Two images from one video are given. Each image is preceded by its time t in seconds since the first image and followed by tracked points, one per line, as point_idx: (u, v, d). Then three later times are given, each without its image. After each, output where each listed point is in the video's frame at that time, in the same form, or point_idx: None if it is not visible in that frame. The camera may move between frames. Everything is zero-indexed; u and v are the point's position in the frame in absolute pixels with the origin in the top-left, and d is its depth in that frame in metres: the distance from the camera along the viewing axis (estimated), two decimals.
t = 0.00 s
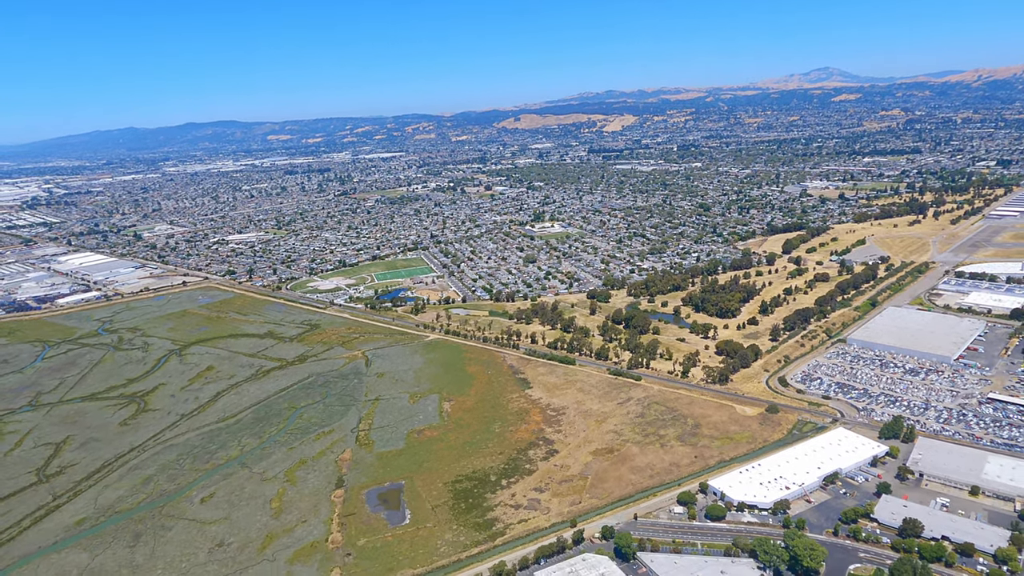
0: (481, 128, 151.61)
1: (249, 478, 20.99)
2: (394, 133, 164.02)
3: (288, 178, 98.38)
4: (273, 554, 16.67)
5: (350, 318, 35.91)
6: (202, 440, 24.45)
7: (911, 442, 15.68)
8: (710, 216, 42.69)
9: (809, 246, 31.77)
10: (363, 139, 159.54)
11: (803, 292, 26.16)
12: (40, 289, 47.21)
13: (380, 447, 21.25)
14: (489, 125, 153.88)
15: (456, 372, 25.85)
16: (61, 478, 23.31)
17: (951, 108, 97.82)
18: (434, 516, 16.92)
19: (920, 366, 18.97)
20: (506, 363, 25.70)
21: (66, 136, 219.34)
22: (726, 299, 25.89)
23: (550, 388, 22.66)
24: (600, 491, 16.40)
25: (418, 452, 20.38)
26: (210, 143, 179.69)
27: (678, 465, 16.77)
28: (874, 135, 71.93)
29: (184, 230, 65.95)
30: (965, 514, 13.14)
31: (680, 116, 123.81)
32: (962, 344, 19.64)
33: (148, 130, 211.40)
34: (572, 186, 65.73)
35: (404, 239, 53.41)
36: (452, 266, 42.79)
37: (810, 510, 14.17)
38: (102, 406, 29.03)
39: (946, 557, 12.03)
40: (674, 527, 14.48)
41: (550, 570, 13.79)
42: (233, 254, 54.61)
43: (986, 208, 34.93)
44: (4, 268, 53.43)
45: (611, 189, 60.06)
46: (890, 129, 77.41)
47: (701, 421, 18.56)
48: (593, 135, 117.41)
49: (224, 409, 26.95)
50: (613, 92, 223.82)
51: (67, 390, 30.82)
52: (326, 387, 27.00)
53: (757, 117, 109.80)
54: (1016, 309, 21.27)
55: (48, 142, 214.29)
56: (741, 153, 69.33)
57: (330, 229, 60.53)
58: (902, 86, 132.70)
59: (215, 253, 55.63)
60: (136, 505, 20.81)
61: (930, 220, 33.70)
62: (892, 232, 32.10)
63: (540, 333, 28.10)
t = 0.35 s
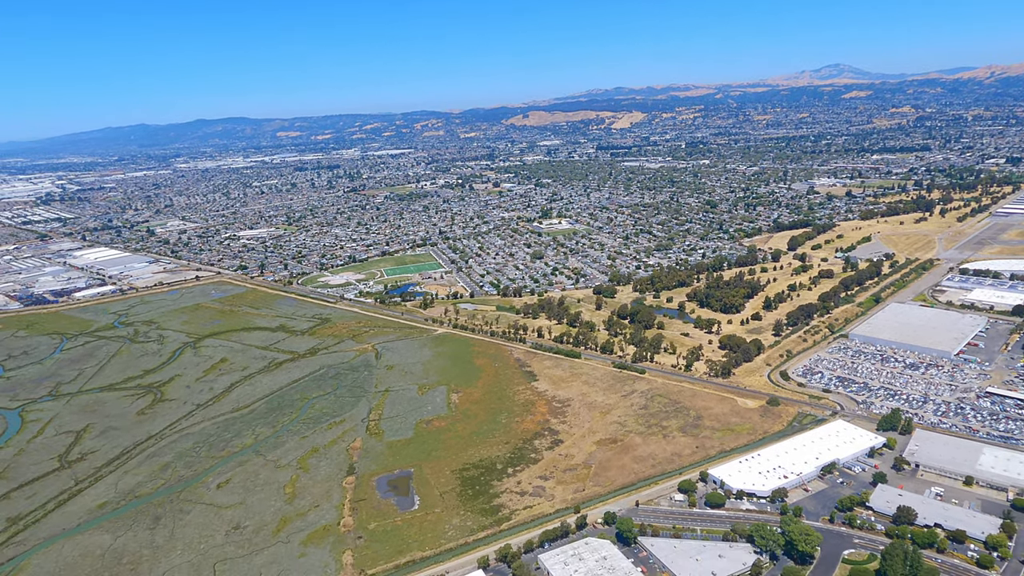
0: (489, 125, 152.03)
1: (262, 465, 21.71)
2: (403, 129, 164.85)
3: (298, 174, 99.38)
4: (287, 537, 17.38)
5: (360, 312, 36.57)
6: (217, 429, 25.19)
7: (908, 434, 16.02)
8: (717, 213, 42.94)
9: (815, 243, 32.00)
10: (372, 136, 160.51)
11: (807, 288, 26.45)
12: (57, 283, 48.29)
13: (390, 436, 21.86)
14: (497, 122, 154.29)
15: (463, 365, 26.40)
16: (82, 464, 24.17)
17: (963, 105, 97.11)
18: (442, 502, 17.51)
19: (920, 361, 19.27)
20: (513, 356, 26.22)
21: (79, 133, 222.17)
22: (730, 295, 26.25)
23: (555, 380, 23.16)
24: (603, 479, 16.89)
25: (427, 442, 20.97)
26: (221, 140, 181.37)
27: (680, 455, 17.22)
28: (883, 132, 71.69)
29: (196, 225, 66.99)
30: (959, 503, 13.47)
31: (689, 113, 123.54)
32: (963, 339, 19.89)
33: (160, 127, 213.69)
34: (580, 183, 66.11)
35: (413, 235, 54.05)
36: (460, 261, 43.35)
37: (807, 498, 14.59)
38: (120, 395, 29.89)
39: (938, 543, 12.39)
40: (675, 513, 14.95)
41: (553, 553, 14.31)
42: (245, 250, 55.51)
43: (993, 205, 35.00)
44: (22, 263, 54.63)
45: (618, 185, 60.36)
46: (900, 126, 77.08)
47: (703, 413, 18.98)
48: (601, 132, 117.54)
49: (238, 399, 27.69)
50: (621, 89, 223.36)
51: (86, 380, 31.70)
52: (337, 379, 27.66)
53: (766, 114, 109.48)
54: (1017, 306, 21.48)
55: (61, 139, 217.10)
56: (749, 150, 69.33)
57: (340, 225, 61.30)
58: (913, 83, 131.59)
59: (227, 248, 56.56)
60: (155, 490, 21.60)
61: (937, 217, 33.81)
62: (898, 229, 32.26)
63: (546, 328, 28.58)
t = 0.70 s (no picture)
0: (500, 122, 152.48)
1: (278, 452, 22.43)
2: (413, 127, 165.67)
3: (310, 171, 100.43)
4: (302, 521, 18.09)
5: (372, 306, 37.23)
6: (234, 418, 25.95)
7: (908, 427, 16.33)
8: (725, 210, 43.13)
9: (822, 241, 32.18)
10: (383, 133, 161.53)
11: (813, 285, 26.70)
12: (75, 277, 49.44)
13: (401, 426, 22.46)
14: (507, 119, 154.67)
15: (473, 358, 26.94)
16: (104, 450, 25.04)
17: (978, 102, 96.25)
18: (451, 489, 18.10)
19: (923, 357, 19.53)
20: (521, 350, 26.72)
21: (94, 130, 225.37)
22: (737, 291, 26.56)
23: (563, 374, 23.64)
24: (608, 468, 17.36)
25: (437, 432, 21.54)
26: (233, 137, 183.27)
27: (683, 446, 17.64)
28: (895, 130, 71.27)
29: (210, 221, 68.10)
30: (955, 494, 13.79)
31: (700, 110, 123.17)
32: (966, 336, 20.12)
33: (173, 124, 216.25)
34: (589, 180, 66.40)
35: (424, 231, 54.69)
36: (470, 257, 43.89)
37: (807, 488, 14.97)
38: (139, 386, 30.77)
39: (933, 531, 12.72)
40: (677, 501, 15.39)
41: (558, 537, 14.83)
42: (258, 245, 56.43)
43: (1003, 203, 34.97)
44: (41, 257, 55.89)
45: (627, 183, 60.57)
46: (913, 123, 76.58)
47: (707, 406, 19.38)
48: (611, 129, 117.58)
49: (253, 390, 28.44)
50: (632, 86, 222.79)
51: (106, 371, 32.64)
52: (349, 371, 28.31)
53: (778, 111, 109.01)
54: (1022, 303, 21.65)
55: (77, 136, 220.19)
56: (759, 148, 69.20)
57: (352, 221, 62.08)
58: (928, 80, 130.23)
59: (240, 244, 57.52)
60: (175, 476, 22.40)
61: (946, 215, 33.85)
62: (907, 227, 32.35)
63: (554, 322, 29.04)
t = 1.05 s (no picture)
0: (511, 120, 152.83)
1: (294, 441, 23.16)
2: (425, 124, 166.46)
3: (323, 168, 101.53)
4: (318, 506, 18.78)
5: (385, 301, 37.93)
6: (251, 408, 26.74)
7: (911, 421, 16.61)
8: (736, 208, 43.26)
9: (832, 238, 32.30)
10: (395, 131, 162.45)
11: (821, 282, 26.91)
12: (95, 272, 50.69)
13: (413, 417, 23.07)
14: (519, 117, 154.98)
15: (483, 352, 27.50)
16: (128, 438, 25.96)
17: (996, 100, 95.03)
18: (462, 477, 18.68)
19: (928, 353, 19.75)
20: (531, 344, 27.23)
21: (111, 127, 228.94)
22: (744, 288, 26.85)
23: (571, 368, 24.11)
24: (614, 459, 17.82)
25: (448, 422, 22.13)
26: (247, 134, 185.23)
27: (688, 438, 18.06)
28: (910, 128, 70.66)
29: (226, 217, 69.29)
30: (954, 485, 14.11)
31: (713, 108, 122.59)
32: (972, 333, 20.29)
33: (189, 122, 218.98)
34: (600, 178, 66.60)
35: (435, 228, 55.31)
36: (481, 254, 44.45)
37: (809, 479, 15.33)
38: (159, 377, 31.70)
39: (931, 521, 13.06)
40: (681, 491, 15.83)
41: (565, 523, 15.35)
42: (273, 242, 57.39)
43: (1015, 202, 34.84)
44: (63, 253, 57.30)
45: (638, 181, 60.77)
46: (928, 121, 75.93)
47: (713, 399, 19.75)
48: (623, 127, 117.51)
49: (270, 381, 29.23)
50: (644, 83, 221.91)
51: (127, 363, 33.63)
52: (363, 364, 29.00)
53: (791, 109, 108.38)
54: None
55: (94, 134, 223.64)
56: (772, 146, 68.94)
57: (365, 218, 62.90)
58: (945, 77, 128.54)
59: (255, 240, 58.55)
60: (196, 462, 23.22)
61: (957, 213, 33.82)
62: (917, 225, 32.39)
63: (563, 318, 29.50)
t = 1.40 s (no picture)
0: (525, 118, 153.12)
1: (311, 430, 23.89)
2: (439, 122, 167.35)
3: (338, 166, 102.68)
4: (335, 493, 19.46)
5: (399, 297, 38.61)
6: (269, 399, 27.54)
7: (915, 416, 16.87)
8: (748, 207, 43.35)
9: (843, 237, 32.37)
10: (409, 129, 163.46)
11: (831, 280, 27.09)
12: (116, 267, 51.99)
13: (427, 409, 23.68)
14: (533, 115, 155.24)
15: (495, 347, 28.04)
16: (151, 427, 26.89)
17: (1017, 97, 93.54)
18: (474, 467, 19.25)
19: (935, 350, 19.94)
20: (542, 340, 27.72)
21: (129, 125, 232.71)
22: (754, 286, 27.10)
23: (581, 362, 24.57)
24: (622, 450, 18.27)
25: (460, 414, 22.71)
26: (263, 132, 187.42)
27: (695, 431, 18.46)
28: (926, 126, 70.00)
29: (243, 215, 70.52)
30: (955, 478, 14.39)
31: (727, 107, 121.97)
32: (980, 331, 20.44)
33: (205, 120, 221.97)
34: (613, 177, 66.80)
35: (449, 226, 55.92)
36: (493, 251, 44.98)
37: (812, 471, 15.68)
38: (180, 368, 32.66)
39: (930, 512, 13.38)
40: (687, 481, 16.26)
41: (574, 512, 15.85)
42: (289, 238, 58.39)
43: None
44: (85, 249, 58.79)
45: (650, 179, 60.90)
46: (945, 119, 75.07)
47: (720, 394, 20.11)
48: (636, 125, 117.38)
49: (287, 373, 30.04)
50: (658, 82, 220.86)
51: (149, 355, 34.67)
52: (377, 357, 29.68)
53: (806, 107, 107.56)
54: None
55: (113, 131, 227.23)
56: (786, 145, 68.69)
57: (379, 216, 63.68)
58: (964, 75, 126.73)
59: (272, 237, 59.62)
60: (217, 450, 24.03)
61: (971, 212, 33.68)
62: (929, 224, 32.35)
63: (574, 314, 29.95)
